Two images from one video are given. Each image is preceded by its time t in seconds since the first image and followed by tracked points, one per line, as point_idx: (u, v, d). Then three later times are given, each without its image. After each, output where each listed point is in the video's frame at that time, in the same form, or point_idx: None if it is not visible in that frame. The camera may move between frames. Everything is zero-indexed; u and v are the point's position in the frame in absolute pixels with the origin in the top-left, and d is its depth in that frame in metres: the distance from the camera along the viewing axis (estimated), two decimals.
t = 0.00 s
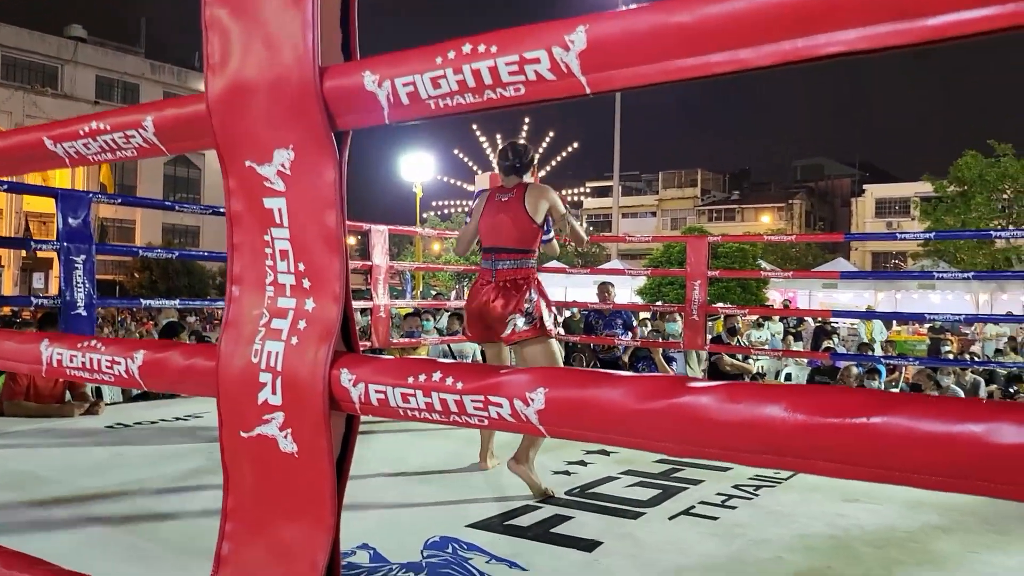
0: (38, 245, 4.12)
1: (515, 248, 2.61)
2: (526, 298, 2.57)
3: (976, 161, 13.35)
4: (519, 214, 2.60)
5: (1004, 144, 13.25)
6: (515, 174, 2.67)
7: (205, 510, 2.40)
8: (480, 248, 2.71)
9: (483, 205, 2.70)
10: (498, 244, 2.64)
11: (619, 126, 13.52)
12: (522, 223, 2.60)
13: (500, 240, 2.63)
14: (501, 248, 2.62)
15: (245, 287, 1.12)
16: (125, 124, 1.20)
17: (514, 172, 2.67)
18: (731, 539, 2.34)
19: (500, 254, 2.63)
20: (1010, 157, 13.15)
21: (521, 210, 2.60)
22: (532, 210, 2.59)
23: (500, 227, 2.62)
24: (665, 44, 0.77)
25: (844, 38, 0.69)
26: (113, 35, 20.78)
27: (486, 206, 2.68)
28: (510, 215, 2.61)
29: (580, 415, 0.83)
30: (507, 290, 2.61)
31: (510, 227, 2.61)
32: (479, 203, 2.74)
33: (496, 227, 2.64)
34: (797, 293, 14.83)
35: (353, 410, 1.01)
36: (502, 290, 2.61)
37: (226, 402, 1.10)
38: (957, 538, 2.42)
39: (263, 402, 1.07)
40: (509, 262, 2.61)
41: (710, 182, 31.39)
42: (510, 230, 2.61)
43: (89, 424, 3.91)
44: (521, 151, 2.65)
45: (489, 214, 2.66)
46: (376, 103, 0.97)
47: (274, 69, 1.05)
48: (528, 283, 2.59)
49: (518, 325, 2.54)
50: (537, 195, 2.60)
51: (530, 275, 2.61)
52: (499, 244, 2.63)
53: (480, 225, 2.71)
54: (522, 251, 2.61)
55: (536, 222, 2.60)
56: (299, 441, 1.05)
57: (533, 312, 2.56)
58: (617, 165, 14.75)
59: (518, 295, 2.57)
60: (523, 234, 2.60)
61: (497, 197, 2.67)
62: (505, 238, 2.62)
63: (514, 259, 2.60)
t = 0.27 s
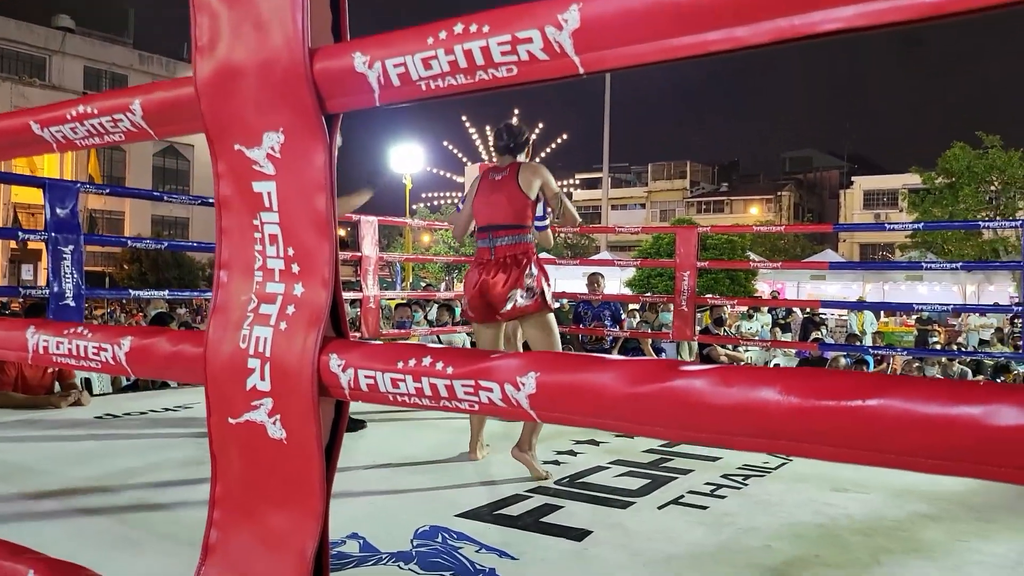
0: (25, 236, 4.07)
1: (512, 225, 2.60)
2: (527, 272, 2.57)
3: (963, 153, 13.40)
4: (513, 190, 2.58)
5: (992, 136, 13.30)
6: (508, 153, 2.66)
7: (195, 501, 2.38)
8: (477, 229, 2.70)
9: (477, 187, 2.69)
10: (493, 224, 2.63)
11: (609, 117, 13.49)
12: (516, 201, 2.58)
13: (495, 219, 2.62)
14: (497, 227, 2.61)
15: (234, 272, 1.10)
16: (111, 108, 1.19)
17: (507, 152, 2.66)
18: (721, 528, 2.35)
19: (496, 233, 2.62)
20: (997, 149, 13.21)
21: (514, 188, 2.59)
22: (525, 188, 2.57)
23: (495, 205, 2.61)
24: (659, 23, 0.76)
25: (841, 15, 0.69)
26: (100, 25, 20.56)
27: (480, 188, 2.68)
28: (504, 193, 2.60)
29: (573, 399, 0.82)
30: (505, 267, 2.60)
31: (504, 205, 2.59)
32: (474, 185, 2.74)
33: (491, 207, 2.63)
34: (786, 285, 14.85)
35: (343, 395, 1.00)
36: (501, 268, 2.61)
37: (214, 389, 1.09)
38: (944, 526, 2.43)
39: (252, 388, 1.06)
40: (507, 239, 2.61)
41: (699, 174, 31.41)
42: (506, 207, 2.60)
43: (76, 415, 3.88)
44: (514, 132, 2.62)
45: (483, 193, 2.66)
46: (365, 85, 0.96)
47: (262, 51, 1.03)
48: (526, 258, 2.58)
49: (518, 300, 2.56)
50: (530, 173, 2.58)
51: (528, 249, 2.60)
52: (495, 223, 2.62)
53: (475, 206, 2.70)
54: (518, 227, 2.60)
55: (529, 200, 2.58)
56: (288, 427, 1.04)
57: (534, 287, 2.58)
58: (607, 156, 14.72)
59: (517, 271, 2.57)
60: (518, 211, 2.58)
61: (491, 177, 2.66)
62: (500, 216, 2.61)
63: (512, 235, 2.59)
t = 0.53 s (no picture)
0: (18, 230, 4.04)
1: (521, 223, 2.60)
2: (536, 271, 2.59)
3: (957, 147, 13.39)
4: (521, 189, 2.58)
5: (985, 130, 13.29)
6: (524, 150, 2.65)
7: (189, 498, 2.38)
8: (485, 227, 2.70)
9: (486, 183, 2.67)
10: (501, 221, 2.63)
11: (603, 110, 13.46)
12: (527, 201, 2.58)
13: (504, 217, 2.62)
14: (506, 225, 2.61)
15: (227, 271, 1.10)
16: (104, 106, 1.18)
17: (523, 149, 2.65)
18: (715, 523, 2.36)
19: (505, 230, 2.62)
20: (990, 143, 13.21)
21: (525, 187, 2.58)
22: (535, 188, 2.57)
23: (505, 203, 2.60)
24: (653, 24, 0.76)
25: (836, 16, 0.69)
26: (91, 18, 20.40)
27: (489, 184, 2.66)
28: (515, 192, 2.59)
29: (567, 399, 0.82)
30: (514, 265, 2.62)
31: (515, 204, 2.59)
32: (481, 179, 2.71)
33: (500, 204, 2.62)
34: (780, 279, 14.86)
35: (337, 395, 1.00)
36: (509, 266, 2.62)
37: (207, 388, 1.09)
38: (936, 521, 2.44)
39: (246, 388, 1.06)
40: (515, 238, 2.61)
41: (693, 168, 31.38)
42: (516, 206, 2.59)
43: (70, 410, 3.86)
44: (534, 127, 2.62)
45: (492, 190, 2.64)
46: (358, 85, 0.96)
47: (255, 50, 1.03)
48: (535, 257, 2.61)
49: (529, 297, 2.56)
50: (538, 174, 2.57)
51: (537, 248, 2.62)
52: (504, 221, 2.62)
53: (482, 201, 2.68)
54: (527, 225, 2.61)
55: (538, 200, 2.58)
56: (282, 427, 1.04)
57: (544, 284, 2.58)
58: (601, 151, 14.69)
59: (526, 270, 2.59)
60: (528, 210, 2.59)
61: (501, 173, 2.64)
62: (510, 214, 2.60)
63: (521, 234, 2.60)
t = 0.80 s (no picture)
0: (10, 225, 4.03)
1: (524, 224, 2.62)
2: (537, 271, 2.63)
3: (951, 143, 13.38)
4: (528, 193, 2.59)
5: (979, 126, 13.28)
6: (513, 153, 2.65)
7: (182, 494, 2.38)
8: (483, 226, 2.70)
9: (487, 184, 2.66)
10: (504, 222, 2.64)
11: (598, 106, 13.43)
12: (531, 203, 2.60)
13: (507, 217, 2.62)
14: (509, 226, 2.62)
15: (216, 268, 1.10)
16: (92, 102, 1.17)
17: (512, 152, 2.64)
18: (708, 518, 2.36)
19: (508, 231, 2.63)
20: (984, 139, 13.21)
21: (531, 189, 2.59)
22: (540, 190, 2.59)
23: (509, 204, 2.61)
24: (640, 21, 0.76)
25: (822, 13, 0.69)
26: (85, 13, 20.30)
27: (491, 185, 2.65)
28: (519, 194, 2.60)
29: (555, 396, 0.82)
30: (515, 266, 2.64)
31: (520, 205, 2.60)
32: (478, 179, 2.71)
33: (502, 205, 2.63)
34: (775, 274, 14.85)
35: (326, 392, 1.00)
36: (511, 267, 2.64)
37: (196, 385, 1.08)
38: (928, 516, 2.45)
39: (235, 385, 1.05)
40: (518, 238, 2.63)
41: (689, 163, 31.36)
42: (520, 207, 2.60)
43: (63, 406, 3.85)
44: (519, 131, 2.61)
45: (494, 191, 2.64)
46: (346, 81, 0.96)
47: (244, 46, 1.02)
48: (536, 258, 2.64)
49: (530, 296, 2.60)
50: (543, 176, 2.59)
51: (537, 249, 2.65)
52: (507, 222, 2.63)
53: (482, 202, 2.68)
54: (528, 227, 2.63)
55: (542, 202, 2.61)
56: (271, 424, 1.03)
57: (544, 283, 2.64)
58: (596, 147, 14.66)
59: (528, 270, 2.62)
60: (533, 211, 2.61)
61: (501, 175, 2.64)
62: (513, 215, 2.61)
63: (524, 235, 2.62)
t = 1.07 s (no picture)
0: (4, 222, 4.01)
1: (527, 220, 2.63)
2: (541, 266, 2.62)
3: (947, 141, 13.39)
4: (528, 187, 2.61)
5: (975, 123, 13.30)
6: (511, 153, 2.62)
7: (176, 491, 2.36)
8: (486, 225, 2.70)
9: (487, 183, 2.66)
10: (508, 218, 2.64)
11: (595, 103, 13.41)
12: (533, 199, 2.61)
13: (510, 214, 2.63)
14: (513, 221, 2.63)
15: (204, 262, 1.09)
16: (79, 95, 1.16)
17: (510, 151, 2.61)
18: (703, 514, 2.36)
19: (512, 227, 2.64)
20: (980, 136, 13.23)
21: (531, 185, 2.61)
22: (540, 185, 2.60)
23: (511, 201, 2.62)
24: (629, 12, 0.75)
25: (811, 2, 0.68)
26: (80, 9, 20.23)
27: (492, 185, 2.66)
28: (521, 190, 2.61)
29: (544, 391, 0.82)
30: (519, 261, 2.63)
31: (521, 200, 2.61)
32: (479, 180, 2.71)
33: (505, 203, 2.63)
34: (771, 271, 14.84)
35: (315, 387, 0.99)
36: (515, 262, 2.63)
37: (183, 380, 1.07)
38: (923, 512, 2.45)
39: (224, 379, 1.04)
40: (520, 234, 2.63)
41: (685, 160, 31.35)
42: (522, 203, 2.62)
43: (57, 404, 3.84)
44: (514, 131, 2.57)
45: (495, 189, 2.65)
46: (334, 73, 0.95)
47: (230, 37, 1.02)
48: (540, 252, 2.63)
49: (534, 291, 2.59)
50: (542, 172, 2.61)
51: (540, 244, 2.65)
52: (510, 218, 2.63)
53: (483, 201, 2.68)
54: (531, 223, 2.64)
55: (543, 198, 2.62)
56: (259, 419, 1.03)
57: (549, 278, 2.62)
58: (593, 144, 14.65)
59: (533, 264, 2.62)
60: (533, 206, 2.62)
61: (501, 174, 2.65)
62: (516, 211, 2.62)
63: (527, 231, 2.63)
